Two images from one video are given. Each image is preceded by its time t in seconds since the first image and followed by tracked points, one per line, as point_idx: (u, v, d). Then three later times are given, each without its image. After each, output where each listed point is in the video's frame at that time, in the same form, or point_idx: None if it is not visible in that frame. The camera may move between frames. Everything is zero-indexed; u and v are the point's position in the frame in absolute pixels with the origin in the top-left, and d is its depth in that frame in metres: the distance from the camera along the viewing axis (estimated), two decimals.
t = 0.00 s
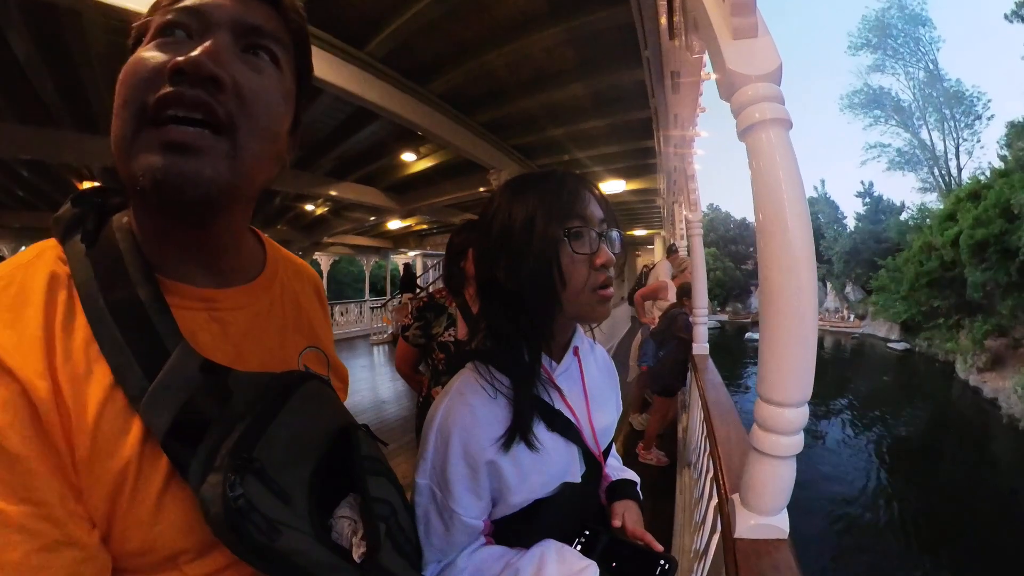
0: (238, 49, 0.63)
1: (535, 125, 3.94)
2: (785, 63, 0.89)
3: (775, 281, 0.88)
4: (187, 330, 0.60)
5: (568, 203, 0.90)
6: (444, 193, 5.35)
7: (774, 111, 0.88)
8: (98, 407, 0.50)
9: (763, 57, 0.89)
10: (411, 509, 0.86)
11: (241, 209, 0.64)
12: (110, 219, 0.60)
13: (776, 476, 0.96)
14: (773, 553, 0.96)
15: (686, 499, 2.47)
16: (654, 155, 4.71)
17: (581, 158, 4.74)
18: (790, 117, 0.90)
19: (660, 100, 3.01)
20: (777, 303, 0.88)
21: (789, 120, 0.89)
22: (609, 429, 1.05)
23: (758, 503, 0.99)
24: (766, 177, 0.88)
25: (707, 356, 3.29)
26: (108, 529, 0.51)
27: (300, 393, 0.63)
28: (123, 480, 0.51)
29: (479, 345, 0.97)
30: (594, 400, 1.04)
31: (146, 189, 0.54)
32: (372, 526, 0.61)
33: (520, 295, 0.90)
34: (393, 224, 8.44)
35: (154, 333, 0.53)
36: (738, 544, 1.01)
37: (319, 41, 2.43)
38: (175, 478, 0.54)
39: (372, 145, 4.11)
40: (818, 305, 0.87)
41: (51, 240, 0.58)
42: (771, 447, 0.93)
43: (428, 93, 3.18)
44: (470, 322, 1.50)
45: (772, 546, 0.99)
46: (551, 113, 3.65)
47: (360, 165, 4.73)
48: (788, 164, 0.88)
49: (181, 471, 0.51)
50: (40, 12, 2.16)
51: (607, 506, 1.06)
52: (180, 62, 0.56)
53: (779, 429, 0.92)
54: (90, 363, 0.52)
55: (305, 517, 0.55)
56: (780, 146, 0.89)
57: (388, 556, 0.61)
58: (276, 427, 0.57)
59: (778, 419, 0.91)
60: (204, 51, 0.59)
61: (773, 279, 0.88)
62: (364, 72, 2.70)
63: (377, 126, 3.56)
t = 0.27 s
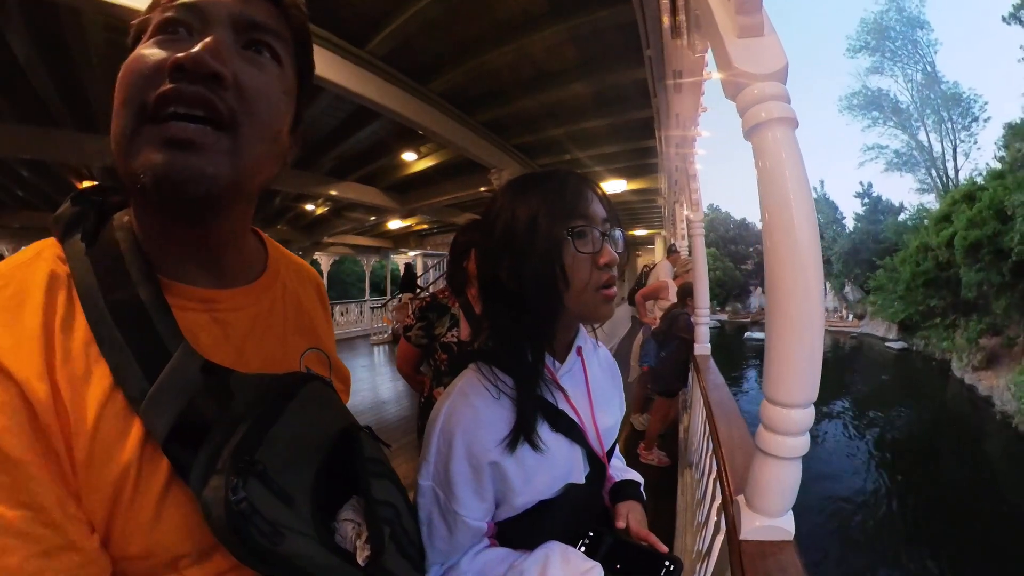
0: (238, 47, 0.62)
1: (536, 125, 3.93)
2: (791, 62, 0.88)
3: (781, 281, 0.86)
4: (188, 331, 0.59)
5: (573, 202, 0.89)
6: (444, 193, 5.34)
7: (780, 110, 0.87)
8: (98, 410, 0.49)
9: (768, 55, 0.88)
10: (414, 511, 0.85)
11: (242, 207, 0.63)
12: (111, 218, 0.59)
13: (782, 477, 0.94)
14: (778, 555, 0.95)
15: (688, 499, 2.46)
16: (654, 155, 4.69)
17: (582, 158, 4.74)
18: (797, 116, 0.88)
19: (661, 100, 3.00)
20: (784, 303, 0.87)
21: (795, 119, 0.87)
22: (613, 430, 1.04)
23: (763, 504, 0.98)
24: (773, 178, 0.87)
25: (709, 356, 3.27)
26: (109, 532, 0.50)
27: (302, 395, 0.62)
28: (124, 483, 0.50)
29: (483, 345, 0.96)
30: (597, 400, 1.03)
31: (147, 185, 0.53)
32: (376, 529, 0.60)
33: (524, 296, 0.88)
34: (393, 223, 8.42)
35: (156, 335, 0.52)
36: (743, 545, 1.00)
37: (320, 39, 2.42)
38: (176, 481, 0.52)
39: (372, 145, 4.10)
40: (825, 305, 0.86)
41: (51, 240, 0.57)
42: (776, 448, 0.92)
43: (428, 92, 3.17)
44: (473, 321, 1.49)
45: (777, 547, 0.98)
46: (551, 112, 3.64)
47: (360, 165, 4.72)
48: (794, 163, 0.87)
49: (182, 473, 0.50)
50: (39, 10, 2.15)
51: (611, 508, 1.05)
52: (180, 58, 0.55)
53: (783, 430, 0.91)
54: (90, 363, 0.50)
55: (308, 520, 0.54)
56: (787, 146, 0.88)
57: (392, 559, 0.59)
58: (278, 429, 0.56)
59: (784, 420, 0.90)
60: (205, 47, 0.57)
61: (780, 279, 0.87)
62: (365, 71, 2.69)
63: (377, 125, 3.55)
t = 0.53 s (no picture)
0: (231, 39, 0.60)
1: (536, 124, 3.91)
2: (797, 59, 0.85)
3: (790, 280, 0.84)
4: (178, 332, 0.57)
5: (576, 199, 0.87)
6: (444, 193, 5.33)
7: (787, 107, 0.85)
8: (83, 415, 0.47)
9: (774, 51, 0.85)
10: (413, 514, 0.83)
11: (235, 202, 0.61)
12: (98, 215, 0.57)
13: (789, 479, 0.92)
14: (785, 558, 0.93)
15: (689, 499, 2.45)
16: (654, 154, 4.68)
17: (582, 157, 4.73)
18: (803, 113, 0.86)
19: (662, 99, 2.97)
20: (792, 303, 0.84)
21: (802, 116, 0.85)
22: (616, 431, 1.02)
23: (769, 506, 0.95)
24: (781, 177, 0.85)
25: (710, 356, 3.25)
26: (96, 540, 0.48)
27: (296, 398, 0.59)
28: (112, 491, 0.48)
29: (484, 345, 0.93)
30: (600, 401, 1.01)
31: (141, 182, 0.51)
32: (373, 535, 0.58)
33: (525, 296, 0.86)
34: (392, 223, 8.41)
35: (144, 336, 0.50)
36: (749, 548, 0.97)
37: (313, 33, 2.36)
38: (166, 488, 0.50)
39: (371, 144, 4.08)
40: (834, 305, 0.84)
41: (37, 239, 0.54)
42: (783, 450, 0.90)
43: (429, 90, 3.15)
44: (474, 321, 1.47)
45: (783, 550, 0.95)
46: (552, 111, 3.62)
47: (359, 164, 4.70)
48: (803, 160, 0.85)
49: (171, 480, 0.48)
50: (36, 9, 2.13)
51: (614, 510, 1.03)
52: (173, 51, 0.53)
53: (789, 431, 0.89)
54: (76, 365, 0.48)
55: (303, 527, 0.51)
56: (794, 143, 0.85)
57: (391, 567, 0.57)
58: (272, 432, 0.54)
59: (790, 422, 0.88)
60: (198, 39, 0.55)
61: (787, 279, 0.84)
62: (366, 70, 2.68)
63: (377, 124, 3.53)
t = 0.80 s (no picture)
0: (227, 38, 0.59)
1: (536, 124, 3.91)
2: (797, 58, 0.85)
3: (789, 279, 0.84)
4: (173, 332, 0.57)
5: (576, 199, 0.86)
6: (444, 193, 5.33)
7: (786, 106, 0.84)
8: (76, 416, 0.47)
9: (773, 50, 0.85)
10: (412, 513, 0.83)
11: (230, 201, 0.61)
12: (90, 215, 0.57)
13: (788, 479, 0.92)
14: (784, 557, 0.93)
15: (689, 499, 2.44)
16: (654, 154, 4.67)
17: (583, 158, 4.73)
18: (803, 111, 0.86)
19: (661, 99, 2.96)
20: (792, 302, 0.84)
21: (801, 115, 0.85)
22: (616, 431, 1.02)
23: (768, 506, 0.95)
24: (781, 176, 0.84)
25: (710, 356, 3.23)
26: (91, 543, 0.48)
27: (292, 398, 0.59)
28: (105, 493, 0.48)
29: (484, 345, 0.93)
30: (600, 401, 1.00)
31: (144, 183, 0.51)
32: (370, 537, 0.57)
33: (524, 296, 0.86)
34: (392, 223, 8.41)
35: (138, 336, 0.50)
36: (749, 547, 0.97)
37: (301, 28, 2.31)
38: (159, 490, 0.50)
39: (371, 144, 4.08)
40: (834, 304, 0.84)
41: (28, 239, 0.54)
42: (783, 449, 0.90)
43: (429, 90, 3.14)
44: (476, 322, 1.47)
45: (783, 549, 0.95)
46: (552, 111, 3.62)
47: (359, 164, 4.71)
48: (803, 159, 0.85)
49: (164, 482, 0.47)
50: (36, 9, 2.13)
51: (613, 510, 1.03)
52: (173, 51, 0.52)
53: (789, 431, 0.88)
54: (68, 367, 0.48)
55: (299, 528, 0.51)
56: (794, 142, 0.85)
57: (389, 569, 0.57)
58: (267, 432, 0.54)
59: (789, 421, 0.87)
60: (196, 40, 0.55)
61: (787, 278, 0.84)
62: (367, 70, 2.69)
63: (376, 124, 3.53)
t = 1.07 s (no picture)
0: (218, 38, 0.60)
1: (536, 124, 3.92)
2: (792, 61, 0.86)
3: (785, 279, 0.84)
4: (171, 331, 0.57)
5: (575, 198, 0.87)
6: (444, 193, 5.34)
7: (781, 108, 0.85)
8: (76, 414, 0.48)
9: (768, 53, 0.85)
10: (413, 508, 0.84)
11: (227, 200, 0.62)
12: (88, 215, 0.57)
13: (784, 475, 0.92)
14: (781, 553, 0.93)
15: (688, 498, 2.45)
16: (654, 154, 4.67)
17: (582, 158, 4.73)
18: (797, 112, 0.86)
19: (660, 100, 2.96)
20: (787, 300, 0.85)
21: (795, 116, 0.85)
22: (615, 428, 1.03)
23: (765, 502, 0.96)
24: (775, 178, 0.85)
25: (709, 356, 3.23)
26: (92, 539, 0.49)
27: (290, 395, 0.60)
28: (104, 491, 0.48)
29: (483, 343, 0.94)
30: (598, 398, 1.01)
31: (144, 186, 0.52)
32: (368, 534, 0.58)
33: (522, 295, 0.87)
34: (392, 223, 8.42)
35: (135, 335, 0.50)
36: (746, 543, 0.97)
37: (293, 24, 2.29)
38: (158, 487, 0.50)
39: (371, 144, 4.09)
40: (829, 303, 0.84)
41: (25, 241, 0.55)
42: (779, 446, 0.90)
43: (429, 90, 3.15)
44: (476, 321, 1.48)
45: (780, 545, 0.95)
46: (552, 111, 3.62)
47: (359, 164, 4.71)
48: (797, 160, 0.85)
49: (163, 479, 0.48)
50: (38, 9, 2.14)
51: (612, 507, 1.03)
52: (165, 58, 0.53)
53: (785, 427, 0.89)
54: (66, 367, 0.49)
55: (297, 524, 0.52)
56: (788, 144, 0.86)
57: (386, 565, 0.58)
58: (264, 429, 0.54)
59: (785, 418, 0.88)
60: (188, 45, 0.55)
61: (783, 277, 0.84)
62: (367, 71, 2.69)
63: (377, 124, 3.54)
